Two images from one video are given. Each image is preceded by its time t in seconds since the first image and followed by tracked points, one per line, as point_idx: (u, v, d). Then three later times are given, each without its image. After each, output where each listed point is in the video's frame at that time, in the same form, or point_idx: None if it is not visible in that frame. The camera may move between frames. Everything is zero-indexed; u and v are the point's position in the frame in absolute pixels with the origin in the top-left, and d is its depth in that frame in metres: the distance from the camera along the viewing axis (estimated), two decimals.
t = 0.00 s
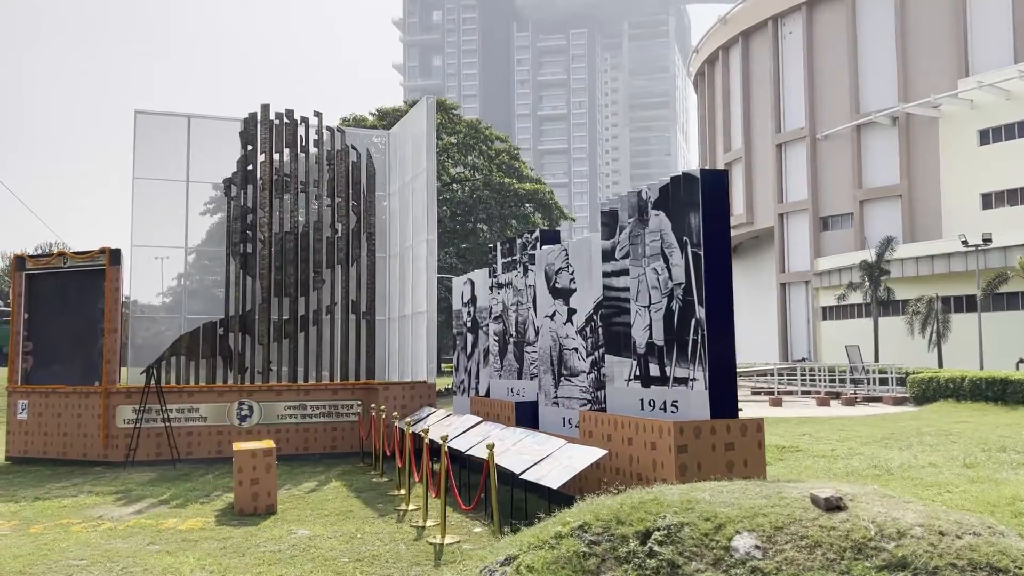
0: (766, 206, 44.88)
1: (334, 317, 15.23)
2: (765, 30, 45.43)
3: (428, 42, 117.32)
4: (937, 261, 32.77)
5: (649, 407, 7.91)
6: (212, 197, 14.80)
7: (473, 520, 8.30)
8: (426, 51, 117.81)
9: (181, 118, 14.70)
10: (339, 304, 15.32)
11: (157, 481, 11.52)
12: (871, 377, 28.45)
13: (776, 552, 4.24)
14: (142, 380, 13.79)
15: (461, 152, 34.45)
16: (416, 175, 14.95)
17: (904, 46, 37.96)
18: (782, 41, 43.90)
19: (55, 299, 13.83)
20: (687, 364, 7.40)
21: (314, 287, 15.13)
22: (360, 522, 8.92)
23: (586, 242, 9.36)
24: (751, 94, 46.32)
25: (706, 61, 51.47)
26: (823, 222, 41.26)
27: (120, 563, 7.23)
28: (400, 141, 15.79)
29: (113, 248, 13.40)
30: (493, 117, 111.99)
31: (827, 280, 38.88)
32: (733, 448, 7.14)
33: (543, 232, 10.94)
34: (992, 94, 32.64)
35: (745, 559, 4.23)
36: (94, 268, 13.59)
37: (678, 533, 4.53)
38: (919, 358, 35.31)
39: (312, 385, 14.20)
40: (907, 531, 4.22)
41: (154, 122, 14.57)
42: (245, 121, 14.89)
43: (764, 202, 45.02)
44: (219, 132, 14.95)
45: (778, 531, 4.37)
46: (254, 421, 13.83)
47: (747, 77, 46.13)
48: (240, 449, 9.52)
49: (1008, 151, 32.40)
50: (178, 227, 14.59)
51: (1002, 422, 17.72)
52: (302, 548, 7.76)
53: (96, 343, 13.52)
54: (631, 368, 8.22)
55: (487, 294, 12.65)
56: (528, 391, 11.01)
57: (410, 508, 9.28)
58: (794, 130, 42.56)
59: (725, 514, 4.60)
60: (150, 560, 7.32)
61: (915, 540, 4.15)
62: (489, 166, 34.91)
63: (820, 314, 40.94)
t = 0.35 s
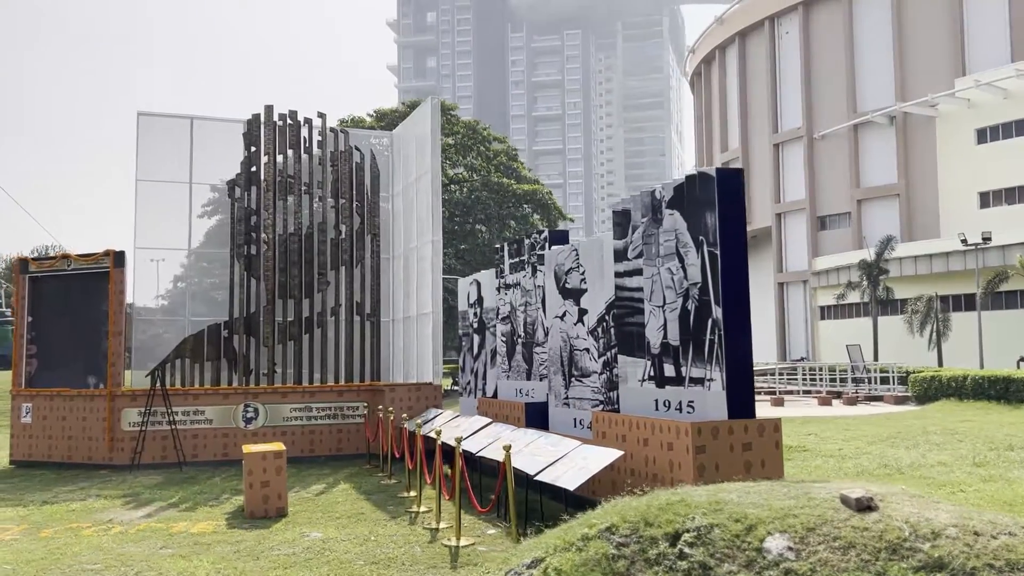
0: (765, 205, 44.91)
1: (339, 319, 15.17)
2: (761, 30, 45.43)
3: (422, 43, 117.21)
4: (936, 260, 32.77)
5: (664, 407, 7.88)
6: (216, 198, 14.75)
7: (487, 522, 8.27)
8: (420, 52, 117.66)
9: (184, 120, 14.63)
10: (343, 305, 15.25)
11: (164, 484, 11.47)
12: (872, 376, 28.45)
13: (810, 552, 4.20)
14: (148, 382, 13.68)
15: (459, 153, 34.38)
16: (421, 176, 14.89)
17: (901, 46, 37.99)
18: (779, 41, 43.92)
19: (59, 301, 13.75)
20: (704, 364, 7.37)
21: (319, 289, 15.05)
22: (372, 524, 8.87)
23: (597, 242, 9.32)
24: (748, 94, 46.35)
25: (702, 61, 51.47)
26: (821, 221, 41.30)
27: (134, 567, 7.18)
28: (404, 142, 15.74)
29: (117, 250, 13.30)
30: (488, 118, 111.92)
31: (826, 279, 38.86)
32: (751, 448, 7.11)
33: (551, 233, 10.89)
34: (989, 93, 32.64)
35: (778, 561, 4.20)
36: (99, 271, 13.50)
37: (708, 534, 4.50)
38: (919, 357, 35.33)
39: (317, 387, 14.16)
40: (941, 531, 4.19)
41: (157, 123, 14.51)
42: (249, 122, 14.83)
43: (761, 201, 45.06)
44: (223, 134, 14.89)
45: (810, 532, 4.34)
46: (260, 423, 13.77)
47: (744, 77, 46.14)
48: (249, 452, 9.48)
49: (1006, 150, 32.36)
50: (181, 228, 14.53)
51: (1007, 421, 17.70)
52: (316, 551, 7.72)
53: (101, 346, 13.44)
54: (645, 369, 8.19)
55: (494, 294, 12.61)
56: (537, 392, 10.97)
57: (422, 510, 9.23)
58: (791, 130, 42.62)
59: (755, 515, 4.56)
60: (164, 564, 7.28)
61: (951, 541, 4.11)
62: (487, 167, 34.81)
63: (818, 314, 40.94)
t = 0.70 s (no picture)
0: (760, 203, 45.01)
1: (345, 317, 15.15)
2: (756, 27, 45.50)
3: (415, 42, 117.01)
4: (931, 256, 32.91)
5: (681, 404, 7.91)
6: (221, 198, 14.72)
7: (504, 519, 8.30)
8: (412, 51, 117.44)
9: (188, 119, 14.60)
10: (348, 304, 15.24)
11: (174, 483, 11.46)
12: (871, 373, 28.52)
13: (845, 546, 4.23)
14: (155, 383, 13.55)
15: (456, 152, 34.39)
16: (426, 174, 14.88)
17: (895, 43, 38.11)
18: (773, 39, 44.02)
19: (65, 302, 13.73)
20: (722, 360, 7.39)
21: (324, 288, 15.04)
22: (388, 522, 8.90)
23: (610, 239, 9.33)
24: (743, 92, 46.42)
25: (697, 59, 51.52)
26: (817, 219, 41.45)
27: (154, 567, 7.19)
28: (408, 140, 15.73)
29: (123, 250, 13.30)
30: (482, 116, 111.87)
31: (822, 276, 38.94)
32: (769, 444, 7.16)
33: (561, 230, 10.90)
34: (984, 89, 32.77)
35: (815, 554, 4.22)
36: (105, 271, 13.49)
37: (742, 529, 4.53)
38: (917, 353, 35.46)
39: (324, 386, 14.14)
40: (975, 525, 4.23)
41: (161, 123, 14.47)
42: (253, 121, 14.81)
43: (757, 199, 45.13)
44: (226, 134, 14.88)
45: (844, 526, 4.37)
46: (267, 422, 13.75)
47: (739, 74, 46.24)
48: (263, 451, 9.49)
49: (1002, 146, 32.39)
50: (187, 229, 14.43)
51: (1008, 416, 17.79)
52: (335, 549, 7.73)
53: (108, 346, 13.43)
54: (661, 365, 8.21)
55: (502, 293, 12.63)
56: (547, 389, 10.99)
57: (436, 508, 9.26)
58: (787, 128, 42.73)
59: (787, 510, 4.59)
60: (184, 563, 7.30)
61: (986, 534, 4.15)
62: (484, 166, 34.77)
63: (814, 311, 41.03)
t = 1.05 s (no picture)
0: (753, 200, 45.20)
1: (348, 314, 15.15)
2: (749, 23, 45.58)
3: (405, 39, 116.68)
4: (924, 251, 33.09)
5: (694, 398, 7.97)
6: (224, 195, 14.71)
7: (517, 514, 8.35)
8: (403, 48, 117.10)
9: (190, 117, 14.59)
10: (352, 301, 15.25)
11: (182, 481, 11.46)
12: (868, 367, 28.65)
13: (875, 535, 4.28)
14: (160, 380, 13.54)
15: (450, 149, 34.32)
16: (429, 171, 14.90)
17: (888, 38, 38.24)
18: (766, 35, 44.12)
19: (68, 300, 13.71)
20: (737, 354, 7.45)
21: (327, 285, 15.04)
22: (401, 518, 8.93)
23: (620, 235, 9.38)
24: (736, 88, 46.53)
25: (690, 55, 51.58)
26: (810, 214, 41.59)
27: (173, 564, 7.20)
28: (410, 138, 15.75)
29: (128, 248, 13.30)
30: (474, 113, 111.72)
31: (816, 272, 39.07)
32: (784, 437, 7.22)
33: (569, 226, 10.95)
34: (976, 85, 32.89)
35: (845, 544, 4.27)
36: (109, 269, 13.47)
37: (771, 520, 4.58)
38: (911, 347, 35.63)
39: (329, 383, 14.16)
40: (1003, 514, 4.30)
41: (163, 120, 14.43)
42: (256, 119, 14.81)
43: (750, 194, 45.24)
44: (228, 132, 14.89)
45: (873, 516, 4.42)
46: (273, 420, 13.77)
47: (732, 70, 46.34)
48: (275, 448, 9.50)
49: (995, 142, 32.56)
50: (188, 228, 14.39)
51: (1006, 408, 17.94)
52: (352, 545, 7.77)
53: (112, 344, 13.42)
54: (673, 360, 8.27)
55: (508, 289, 12.68)
56: (556, 385, 11.03)
57: (448, 504, 9.30)
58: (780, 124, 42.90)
59: (815, 501, 4.65)
60: (202, 559, 7.31)
61: (1014, 522, 4.22)
62: (478, 162, 34.69)
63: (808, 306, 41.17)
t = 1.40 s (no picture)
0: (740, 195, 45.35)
1: (346, 309, 15.14)
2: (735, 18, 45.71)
3: (389, 34, 116.23)
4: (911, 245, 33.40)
5: (701, 390, 8.01)
6: (220, 188, 14.55)
7: (525, 507, 8.38)
8: (387, 43, 116.61)
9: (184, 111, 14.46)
10: (349, 296, 15.23)
11: (183, 477, 11.41)
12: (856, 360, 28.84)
13: (899, 524, 4.33)
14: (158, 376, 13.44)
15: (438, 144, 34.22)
16: (426, 165, 14.87)
17: (874, 33, 38.42)
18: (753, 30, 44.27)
19: (63, 296, 13.62)
20: (745, 346, 7.50)
21: (324, 280, 15.02)
22: (408, 511, 8.94)
23: (624, 229, 9.41)
24: (723, 83, 46.66)
25: (676, 50, 51.68)
26: (797, 208, 41.80)
27: (184, 559, 7.18)
28: (406, 132, 15.69)
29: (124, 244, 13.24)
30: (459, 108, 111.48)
31: (804, 265, 39.28)
32: (793, 428, 7.29)
33: (571, 220, 10.98)
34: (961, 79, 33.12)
35: (870, 532, 4.31)
36: (105, 265, 13.39)
37: (794, 509, 4.62)
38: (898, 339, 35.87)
39: (327, 378, 14.16)
40: None
41: (156, 115, 14.31)
42: (250, 113, 14.72)
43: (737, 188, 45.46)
44: (222, 126, 14.72)
45: (896, 504, 4.47)
46: (271, 416, 13.71)
47: (719, 65, 46.48)
48: (279, 442, 9.49)
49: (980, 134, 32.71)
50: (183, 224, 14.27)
51: (997, 400, 18.09)
52: (362, 539, 7.77)
53: (108, 341, 13.35)
54: (680, 353, 8.31)
55: (509, 283, 12.70)
56: (558, 378, 11.05)
57: (453, 497, 9.32)
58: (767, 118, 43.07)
59: (836, 491, 4.69)
60: (213, 555, 7.29)
61: None
62: (467, 157, 34.60)
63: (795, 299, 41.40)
